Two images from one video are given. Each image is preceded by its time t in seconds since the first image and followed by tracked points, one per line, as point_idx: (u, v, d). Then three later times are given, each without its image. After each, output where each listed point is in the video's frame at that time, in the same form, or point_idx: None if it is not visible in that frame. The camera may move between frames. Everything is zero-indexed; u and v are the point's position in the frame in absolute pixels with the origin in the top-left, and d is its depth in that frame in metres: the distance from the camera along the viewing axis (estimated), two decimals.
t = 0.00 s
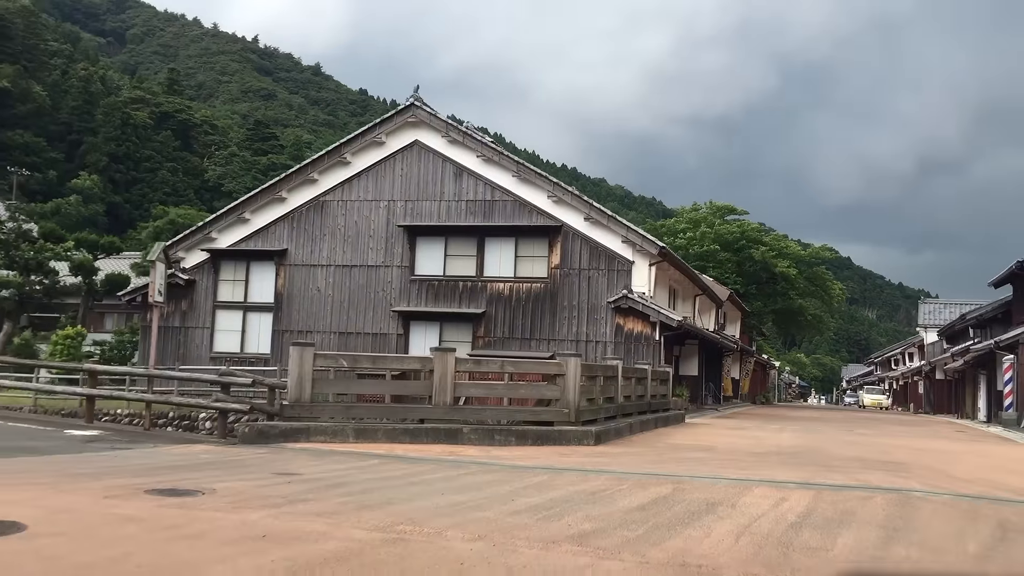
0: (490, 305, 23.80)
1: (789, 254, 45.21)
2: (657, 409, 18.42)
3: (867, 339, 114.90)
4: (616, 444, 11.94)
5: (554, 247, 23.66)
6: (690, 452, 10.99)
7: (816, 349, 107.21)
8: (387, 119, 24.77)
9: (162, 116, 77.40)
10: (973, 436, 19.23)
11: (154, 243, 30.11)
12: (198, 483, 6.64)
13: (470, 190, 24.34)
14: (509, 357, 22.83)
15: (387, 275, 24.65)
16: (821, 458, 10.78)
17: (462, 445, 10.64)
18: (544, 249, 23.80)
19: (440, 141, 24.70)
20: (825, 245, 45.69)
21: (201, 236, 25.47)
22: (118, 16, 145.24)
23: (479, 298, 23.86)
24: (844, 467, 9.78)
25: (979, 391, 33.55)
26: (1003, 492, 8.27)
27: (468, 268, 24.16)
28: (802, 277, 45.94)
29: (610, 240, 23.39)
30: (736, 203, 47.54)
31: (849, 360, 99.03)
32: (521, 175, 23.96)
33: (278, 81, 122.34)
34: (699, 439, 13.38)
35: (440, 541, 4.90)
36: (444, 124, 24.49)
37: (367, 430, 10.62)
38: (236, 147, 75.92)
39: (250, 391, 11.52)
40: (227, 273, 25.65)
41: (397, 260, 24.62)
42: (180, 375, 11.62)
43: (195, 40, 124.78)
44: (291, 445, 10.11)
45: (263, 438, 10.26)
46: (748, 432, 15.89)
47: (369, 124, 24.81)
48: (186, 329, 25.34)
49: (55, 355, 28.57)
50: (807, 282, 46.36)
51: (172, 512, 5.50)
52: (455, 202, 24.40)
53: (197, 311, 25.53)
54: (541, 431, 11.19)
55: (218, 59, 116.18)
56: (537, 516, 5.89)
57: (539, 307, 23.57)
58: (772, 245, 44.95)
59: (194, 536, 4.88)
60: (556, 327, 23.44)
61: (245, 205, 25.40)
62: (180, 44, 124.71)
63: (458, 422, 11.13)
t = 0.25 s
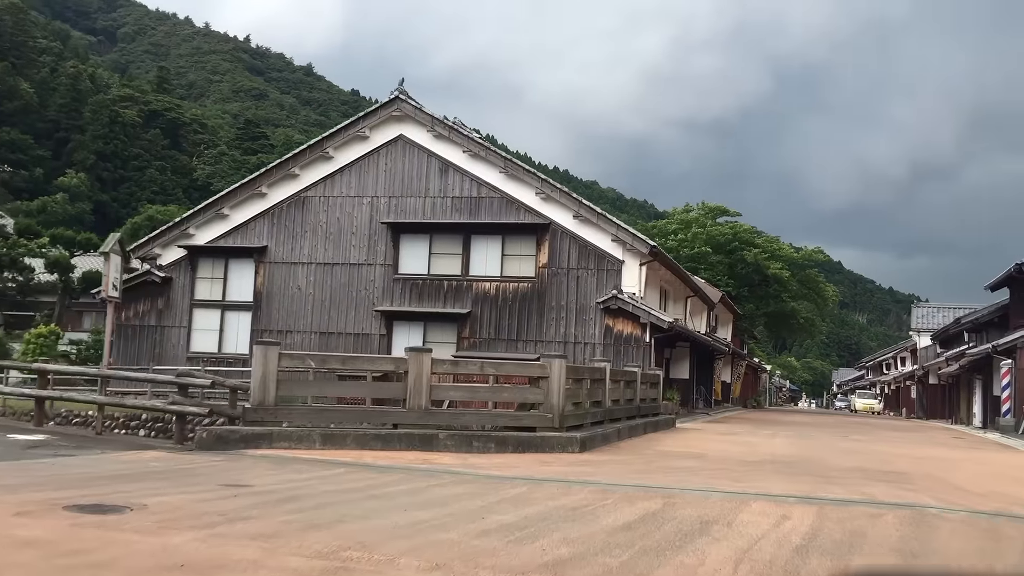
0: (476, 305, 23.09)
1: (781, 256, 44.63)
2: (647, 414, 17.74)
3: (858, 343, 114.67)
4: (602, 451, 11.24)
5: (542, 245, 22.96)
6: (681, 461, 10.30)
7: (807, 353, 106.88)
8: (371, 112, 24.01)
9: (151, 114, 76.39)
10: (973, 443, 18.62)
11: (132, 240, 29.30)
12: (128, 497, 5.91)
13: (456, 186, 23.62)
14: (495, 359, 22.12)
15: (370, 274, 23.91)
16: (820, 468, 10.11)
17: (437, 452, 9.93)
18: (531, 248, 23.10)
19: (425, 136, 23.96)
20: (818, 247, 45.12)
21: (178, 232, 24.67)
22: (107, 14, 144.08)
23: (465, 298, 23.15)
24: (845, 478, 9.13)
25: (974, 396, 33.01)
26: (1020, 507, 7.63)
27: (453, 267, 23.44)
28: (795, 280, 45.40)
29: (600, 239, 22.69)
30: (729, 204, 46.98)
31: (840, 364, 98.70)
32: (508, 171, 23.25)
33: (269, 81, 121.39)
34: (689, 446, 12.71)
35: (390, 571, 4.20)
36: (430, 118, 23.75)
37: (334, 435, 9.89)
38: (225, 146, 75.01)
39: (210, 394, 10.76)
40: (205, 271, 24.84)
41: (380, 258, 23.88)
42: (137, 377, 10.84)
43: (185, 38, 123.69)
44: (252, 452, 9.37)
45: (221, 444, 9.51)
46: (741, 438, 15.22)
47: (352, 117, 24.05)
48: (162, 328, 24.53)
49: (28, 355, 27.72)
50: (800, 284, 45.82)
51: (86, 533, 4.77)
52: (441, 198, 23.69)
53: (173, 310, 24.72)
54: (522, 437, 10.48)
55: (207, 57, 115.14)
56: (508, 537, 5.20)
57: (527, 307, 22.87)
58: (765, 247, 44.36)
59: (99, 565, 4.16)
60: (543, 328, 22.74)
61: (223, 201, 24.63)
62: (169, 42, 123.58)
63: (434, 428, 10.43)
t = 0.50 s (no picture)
0: (460, 305, 22.31)
1: (774, 258, 43.98)
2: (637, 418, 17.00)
3: (847, 346, 114.37)
4: (587, 458, 10.48)
5: (529, 243, 22.19)
6: (671, 471, 9.55)
7: (797, 356, 106.46)
8: (353, 104, 23.17)
9: (139, 111, 75.26)
10: (973, 450, 17.96)
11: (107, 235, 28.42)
12: (36, 516, 5.14)
13: (441, 181, 22.85)
14: (479, 360, 21.37)
15: (350, 271, 23.11)
16: (821, 480, 9.37)
17: (408, 461, 9.14)
18: (517, 246, 22.33)
19: (409, 129, 23.15)
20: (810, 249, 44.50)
21: (152, 227, 23.87)
22: (96, 10, 142.76)
23: (449, 297, 22.37)
24: (848, 492, 8.43)
25: (969, 401, 32.41)
26: None
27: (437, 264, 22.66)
28: (787, 282, 44.80)
29: (589, 237, 21.93)
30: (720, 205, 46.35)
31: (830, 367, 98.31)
32: (494, 166, 22.48)
33: (260, 79, 120.36)
34: (680, 454, 11.96)
35: None
36: (414, 111, 22.94)
37: (296, 441, 9.10)
38: (214, 143, 74.03)
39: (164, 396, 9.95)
40: (180, 267, 23.98)
41: (361, 254, 23.08)
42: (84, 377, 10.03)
43: (175, 35, 122.52)
44: (204, 459, 8.59)
45: (171, 450, 8.72)
46: (733, 445, 14.50)
47: (333, 109, 23.21)
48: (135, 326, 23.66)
49: None
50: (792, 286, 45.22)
51: None
52: (424, 194, 22.91)
53: (147, 306, 23.86)
54: (500, 444, 9.71)
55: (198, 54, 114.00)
56: (470, 568, 4.47)
57: (512, 306, 22.11)
58: (758, 248, 43.69)
59: None
60: (530, 329, 21.97)
61: (199, 194, 23.78)
62: (159, 39, 122.39)
63: (406, 433, 9.64)
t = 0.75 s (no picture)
0: (446, 303, 21.70)
1: (768, 258, 43.46)
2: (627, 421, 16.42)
3: (839, 348, 114.13)
4: (573, 464, 9.88)
5: (517, 239, 21.58)
6: (662, 479, 8.95)
7: (790, 357, 106.18)
8: (337, 95, 22.51)
9: (129, 107, 74.45)
10: (972, 455, 17.42)
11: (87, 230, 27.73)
12: None
13: (427, 175, 22.22)
14: (465, 359, 20.75)
15: (334, 267, 22.46)
16: (821, 489, 8.77)
17: (380, 468, 8.52)
18: (506, 242, 21.71)
19: (395, 122, 22.52)
20: (805, 249, 44.01)
21: (130, 221, 23.13)
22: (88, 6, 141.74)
23: (435, 294, 21.76)
24: (851, 503, 7.84)
25: (965, 404, 31.94)
26: None
27: (423, 261, 22.04)
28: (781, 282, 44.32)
29: (579, 233, 21.34)
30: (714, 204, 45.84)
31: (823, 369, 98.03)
32: (482, 160, 21.86)
33: (253, 77, 119.49)
34: (671, 459, 11.36)
35: None
36: (400, 103, 22.30)
37: (260, 446, 8.48)
38: (205, 140, 73.24)
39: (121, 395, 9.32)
40: (159, 262, 23.30)
41: (345, 250, 22.44)
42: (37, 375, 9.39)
43: (167, 31, 121.53)
44: (157, 465, 7.96)
45: (123, 455, 8.11)
46: (726, 449, 13.91)
47: (318, 101, 22.54)
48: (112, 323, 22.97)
49: None
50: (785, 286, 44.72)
51: None
52: (411, 188, 22.28)
53: (125, 303, 23.17)
54: (480, 449, 9.09)
55: (190, 50, 113.08)
56: None
57: (500, 304, 21.50)
58: (751, 247, 43.18)
59: None
60: (518, 328, 21.38)
61: (179, 187, 23.09)
62: (151, 36, 121.43)
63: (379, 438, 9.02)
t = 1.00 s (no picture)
0: (431, 301, 21.05)
1: (761, 257, 42.91)
2: (618, 423, 15.80)
3: (831, 349, 113.89)
4: (557, 471, 9.25)
5: (505, 236, 20.94)
6: (652, 488, 8.32)
7: (781, 358, 105.82)
8: (320, 87, 21.82)
9: (118, 104, 73.56)
10: (974, 460, 16.84)
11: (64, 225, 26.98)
12: None
13: (413, 169, 21.58)
14: (451, 359, 20.09)
15: (316, 264, 21.78)
16: (823, 499, 8.16)
17: (348, 475, 7.87)
18: (493, 238, 21.08)
19: (379, 114, 21.86)
20: (798, 249, 43.47)
21: (106, 216, 22.41)
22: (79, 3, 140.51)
23: (420, 292, 21.10)
24: (857, 517, 7.23)
25: (961, 406, 31.42)
26: None
27: (408, 257, 21.38)
28: (774, 282, 43.84)
29: (569, 230, 20.70)
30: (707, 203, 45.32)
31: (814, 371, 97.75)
32: (469, 154, 21.21)
33: (243, 75, 118.57)
34: (662, 465, 10.73)
35: None
36: (384, 94, 21.62)
37: (217, 452, 7.82)
38: (194, 138, 72.37)
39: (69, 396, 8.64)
40: (136, 258, 22.56)
41: (327, 247, 21.76)
42: None
43: (158, 29, 120.46)
44: (103, 473, 7.29)
45: (66, 462, 7.45)
46: (720, 454, 13.29)
47: (299, 92, 21.85)
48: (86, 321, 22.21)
49: None
50: (779, 286, 44.24)
51: None
52: (395, 182, 21.63)
53: (99, 300, 22.43)
54: (457, 455, 8.46)
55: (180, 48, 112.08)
56: None
57: (487, 303, 20.86)
58: (744, 247, 42.62)
59: None
60: (505, 326, 20.73)
61: (156, 181, 22.35)
62: (142, 34, 120.39)
63: (350, 442, 8.38)
